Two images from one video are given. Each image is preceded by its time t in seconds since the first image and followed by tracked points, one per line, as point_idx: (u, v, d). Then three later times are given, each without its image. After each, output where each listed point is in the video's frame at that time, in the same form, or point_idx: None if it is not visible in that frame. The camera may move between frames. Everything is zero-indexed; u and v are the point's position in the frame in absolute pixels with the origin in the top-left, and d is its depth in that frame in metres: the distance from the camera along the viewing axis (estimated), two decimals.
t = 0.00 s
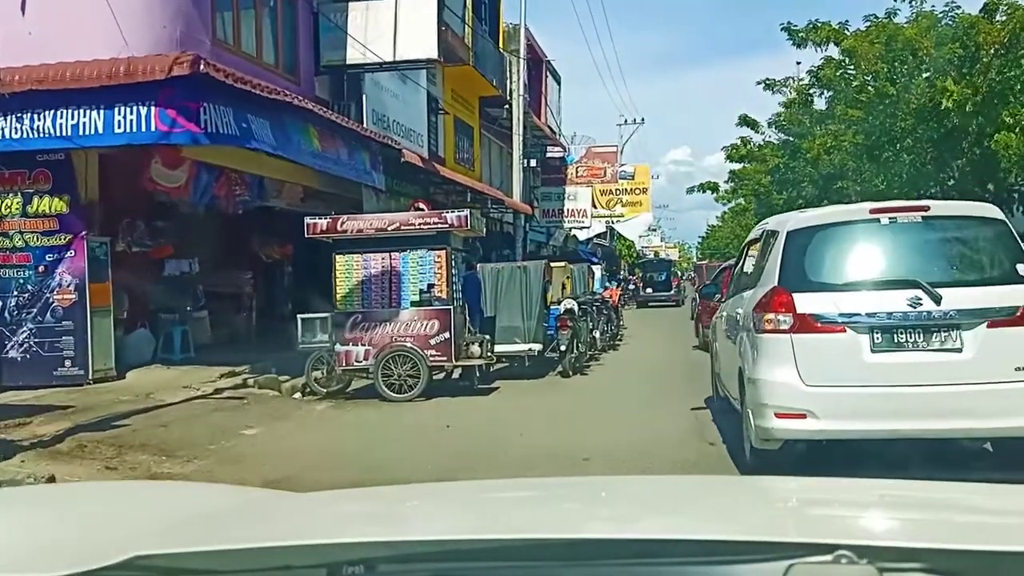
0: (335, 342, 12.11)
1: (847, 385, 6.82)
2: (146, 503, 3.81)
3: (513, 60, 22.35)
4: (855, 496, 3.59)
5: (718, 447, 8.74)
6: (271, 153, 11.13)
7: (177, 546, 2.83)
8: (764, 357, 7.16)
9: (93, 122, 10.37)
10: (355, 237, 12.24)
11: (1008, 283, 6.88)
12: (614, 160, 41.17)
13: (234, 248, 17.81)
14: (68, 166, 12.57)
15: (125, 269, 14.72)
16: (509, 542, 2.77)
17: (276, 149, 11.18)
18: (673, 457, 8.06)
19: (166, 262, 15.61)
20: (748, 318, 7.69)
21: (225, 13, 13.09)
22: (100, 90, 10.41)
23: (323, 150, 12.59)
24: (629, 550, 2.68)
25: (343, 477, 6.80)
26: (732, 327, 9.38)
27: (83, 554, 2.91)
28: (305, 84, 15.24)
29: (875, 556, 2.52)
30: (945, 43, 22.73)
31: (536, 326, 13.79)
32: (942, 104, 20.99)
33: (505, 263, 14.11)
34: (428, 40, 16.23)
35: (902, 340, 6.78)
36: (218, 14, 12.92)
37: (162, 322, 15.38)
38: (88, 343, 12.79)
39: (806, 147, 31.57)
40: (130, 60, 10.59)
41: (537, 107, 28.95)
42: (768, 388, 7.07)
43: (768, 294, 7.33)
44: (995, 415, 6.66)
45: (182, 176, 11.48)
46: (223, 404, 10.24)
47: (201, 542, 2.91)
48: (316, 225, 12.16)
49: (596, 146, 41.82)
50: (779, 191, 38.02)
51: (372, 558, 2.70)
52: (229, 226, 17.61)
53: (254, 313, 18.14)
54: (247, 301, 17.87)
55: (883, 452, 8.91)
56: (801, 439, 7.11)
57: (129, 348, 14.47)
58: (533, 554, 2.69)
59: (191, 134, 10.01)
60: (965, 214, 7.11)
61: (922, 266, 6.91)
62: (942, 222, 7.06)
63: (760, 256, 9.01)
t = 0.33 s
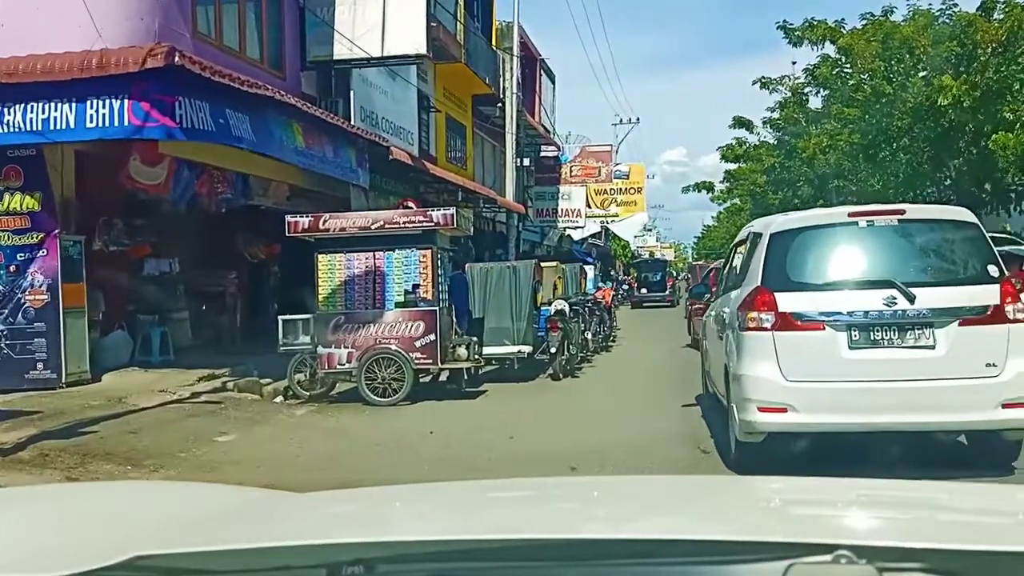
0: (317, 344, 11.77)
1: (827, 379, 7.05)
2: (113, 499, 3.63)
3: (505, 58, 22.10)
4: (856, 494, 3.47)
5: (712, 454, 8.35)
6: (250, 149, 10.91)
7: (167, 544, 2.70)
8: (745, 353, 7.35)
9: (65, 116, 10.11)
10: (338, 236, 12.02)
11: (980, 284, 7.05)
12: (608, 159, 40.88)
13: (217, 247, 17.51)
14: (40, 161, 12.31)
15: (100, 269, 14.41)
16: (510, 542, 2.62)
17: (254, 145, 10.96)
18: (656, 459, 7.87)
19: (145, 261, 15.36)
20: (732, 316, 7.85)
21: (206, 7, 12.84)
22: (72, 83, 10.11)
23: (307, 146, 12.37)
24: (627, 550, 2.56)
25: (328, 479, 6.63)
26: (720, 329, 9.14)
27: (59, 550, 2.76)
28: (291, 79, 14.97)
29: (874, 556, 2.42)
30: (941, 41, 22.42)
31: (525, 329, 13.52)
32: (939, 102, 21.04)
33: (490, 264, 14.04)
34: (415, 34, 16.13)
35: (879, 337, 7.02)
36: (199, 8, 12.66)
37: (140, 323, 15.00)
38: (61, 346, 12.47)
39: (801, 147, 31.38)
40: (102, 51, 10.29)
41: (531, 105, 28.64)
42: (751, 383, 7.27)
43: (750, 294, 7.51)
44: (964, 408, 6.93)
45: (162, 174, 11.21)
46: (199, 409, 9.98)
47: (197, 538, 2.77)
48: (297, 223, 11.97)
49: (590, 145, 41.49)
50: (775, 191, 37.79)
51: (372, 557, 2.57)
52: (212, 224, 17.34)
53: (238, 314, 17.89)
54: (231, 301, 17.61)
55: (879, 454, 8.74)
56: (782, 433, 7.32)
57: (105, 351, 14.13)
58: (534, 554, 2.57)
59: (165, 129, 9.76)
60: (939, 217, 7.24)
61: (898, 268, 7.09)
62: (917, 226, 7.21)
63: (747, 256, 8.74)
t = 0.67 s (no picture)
0: (298, 348, 11.49)
1: (805, 375, 7.43)
2: (97, 507, 3.61)
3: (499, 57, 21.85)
4: (839, 494, 3.54)
5: (705, 465, 8.09)
6: (228, 144, 10.63)
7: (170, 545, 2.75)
8: (728, 351, 7.72)
9: (33, 110, 9.79)
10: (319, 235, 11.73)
11: (952, 285, 7.44)
12: (603, 159, 40.61)
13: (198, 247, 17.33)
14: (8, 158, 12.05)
15: (75, 269, 14.12)
16: (503, 541, 2.69)
17: (232, 141, 10.69)
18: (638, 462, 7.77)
19: (122, 261, 15.08)
20: (718, 316, 8.20)
21: None
22: (42, 75, 9.83)
23: (291, 143, 12.14)
24: (627, 550, 2.62)
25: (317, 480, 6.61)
26: (707, 330, 8.95)
27: (53, 559, 2.78)
28: (275, 77, 14.71)
29: (873, 557, 2.47)
30: (939, 40, 22.16)
31: (515, 332, 13.28)
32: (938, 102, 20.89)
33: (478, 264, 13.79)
34: (406, 30, 15.73)
35: (855, 335, 7.39)
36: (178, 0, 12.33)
37: (116, 326, 14.76)
38: (31, 349, 12.14)
39: (796, 147, 31.16)
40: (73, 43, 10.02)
41: (525, 104, 28.33)
42: (733, 379, 7.63)
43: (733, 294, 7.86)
44: (937, 402, 7.32)
45: (141, 171, 10.96)
46: (173, 414, 9.74)
47: (194, 538, 2.83)
48: (278, 221, 11.64)
49: (584, 145, 41.18)
50: (771, 191, 37.57)
51: (370, 557, 2.63)
52: (193, 222, 17.15)
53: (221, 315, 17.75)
54: (214, 303, 17.50)
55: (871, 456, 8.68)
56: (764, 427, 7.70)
57: (80, 353, 13.84)
58: (537, 552, 2.63)
59: (137, 123, 9.48)
60: (914, 220, 7.63)
61: (874, 269, 7.46)
62: (892, 228, 7.59)
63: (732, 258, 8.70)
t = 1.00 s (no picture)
0: (274, 352, 11.21)
1: (786, 374, 7.89)
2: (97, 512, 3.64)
3: (491, 55, 21.59)
4: (820, 491, 3.59)
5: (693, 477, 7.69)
6: (201, 139, 10.33)
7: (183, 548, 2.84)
8: (713, 350, 8.17)
9: None
10: (296, 233, 11.37)
11: (924, 288, 7.87)
12: (598, 159, 40.18)
13: (179, 246, 17.07)
14: None
15: (48, 270, 13.85)
16: (503, 542, 2.78)
17: (206, 136, 10.38)
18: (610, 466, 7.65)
19: (96, 261, 14.73)
20: (704, 315, 8.65)
21: None
22: (4, 66, 9.46)
23: (271, 139, 11.85)
24: (626, 551, 2.70)
25: (316, 482, 6.58)
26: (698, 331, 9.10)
27: (64, 560, 2.85)
28: (258, 72, 14.38)
29: (873, 556, 2.52)
30: (937, 39, 21.86)
31: (502, 333, 12.98)
32: (937, 101, 20.63)
33: (464, 263, 13.49)
34: (392, 24, 15.47)
35: (833, 335, 7.84)
36: None
37: (89, 328, 14.43)
38: None
39: (793, 147, 30.90)
40: (38, 32, 9.67)
41: (518, 104, 28.05)
42: (718, 377, 8.07)
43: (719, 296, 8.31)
44: (910, 400, 7.77)
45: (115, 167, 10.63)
46: (140, 422, 9.50)
47: (204, 540, 2.94)
48: (254, 220, 11.30)
49: (579, 144, 40.73)
50: (767, 191, 37.29)
51: (370, 557, 2.75)
52: (174, 221, 16.84)
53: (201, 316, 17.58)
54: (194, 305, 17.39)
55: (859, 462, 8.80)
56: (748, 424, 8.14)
57: (51, 356, 13.53)
58: (537, 552, 2.72)
59: (103, 116, 9.14)
60: (892, 225, 8.05)
61: (852, 272, 7.91)
62: (871, 232, 8.02)
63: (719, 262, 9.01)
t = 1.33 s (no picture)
0: (246, 356, 10.92)
1: (766, 371, 8.42)
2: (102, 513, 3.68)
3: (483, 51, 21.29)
4: (795, 493, 3.74)
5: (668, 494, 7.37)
6: (168, 133, 9.97)
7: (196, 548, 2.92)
8: (698, 348, 8.67)
9: None
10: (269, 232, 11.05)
11: (898, 291, 8.35)
12: (592, 159, 39.79)
13: (156, 246, 16.77)
14: None
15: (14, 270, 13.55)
16: (508, 541, 2.88)
17: (174, 129, 10.03)
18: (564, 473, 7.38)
19: (62, 262, 14.50)
20: (689, 314, 9.15)
21: None
22: None
23: (248, 134, 11.53)
24: (632, 551, 2.80)
25: (312, 483, 6.69)
26: (684, 328, 9.50)
27: (80, 560, 2.92)
28: (238, 66, 14.02)
29: (874, 557, 2.62)
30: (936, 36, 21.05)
31: (489, 336, 12.65)
32: (935, 100, 20.34)
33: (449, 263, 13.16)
34: (376, 17, 14.87)
35: (812, 334, 8.37)
36: None
37: (57, 331, 14.02)
38: None
39: (789, 146, 30.58)
40: None
41: (512, 104, 27.64)
42: (703, 373, 8.59)
43: (703, 296, 8.82)
44: (884, 395, 8.29)
45: (84, 163, 10.34)
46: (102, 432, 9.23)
47: (216, 540, 3.02)
48: (224, 218, 10.99)
49: (573, 143, 40.30)
50: (762, 190, 37.01)
51: (372, 557, 2.84)
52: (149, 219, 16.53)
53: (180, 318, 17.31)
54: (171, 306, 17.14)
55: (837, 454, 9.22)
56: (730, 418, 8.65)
57: (17, 360, 13.15)
58: (533, 553, 2.83)
59: (64, 108, 8.74)
60: (868, 229, 8.54)
61: (831, 273, 8.41)
62: (848, 235, 8.50)
63: (701, 263, 9.38)
